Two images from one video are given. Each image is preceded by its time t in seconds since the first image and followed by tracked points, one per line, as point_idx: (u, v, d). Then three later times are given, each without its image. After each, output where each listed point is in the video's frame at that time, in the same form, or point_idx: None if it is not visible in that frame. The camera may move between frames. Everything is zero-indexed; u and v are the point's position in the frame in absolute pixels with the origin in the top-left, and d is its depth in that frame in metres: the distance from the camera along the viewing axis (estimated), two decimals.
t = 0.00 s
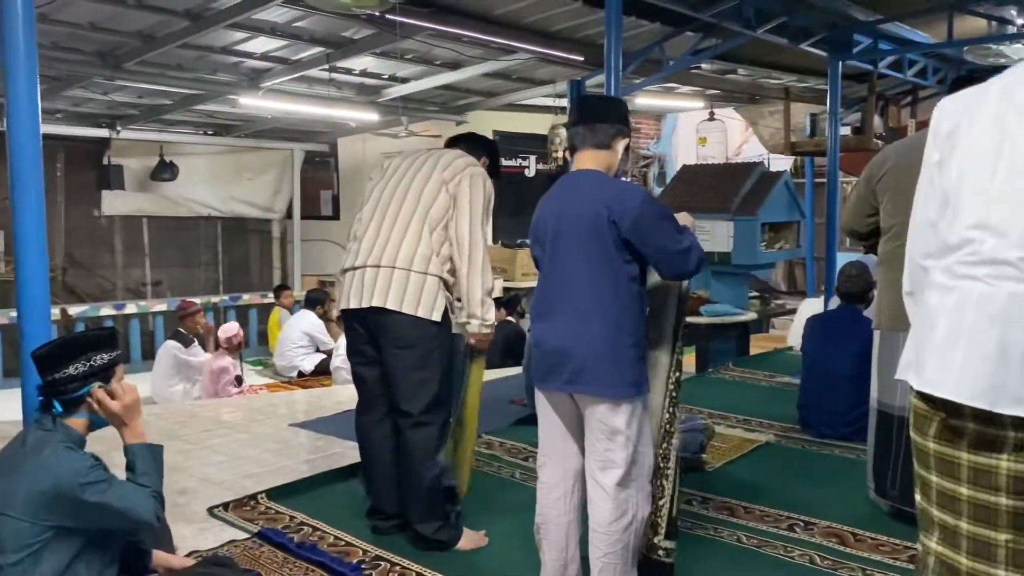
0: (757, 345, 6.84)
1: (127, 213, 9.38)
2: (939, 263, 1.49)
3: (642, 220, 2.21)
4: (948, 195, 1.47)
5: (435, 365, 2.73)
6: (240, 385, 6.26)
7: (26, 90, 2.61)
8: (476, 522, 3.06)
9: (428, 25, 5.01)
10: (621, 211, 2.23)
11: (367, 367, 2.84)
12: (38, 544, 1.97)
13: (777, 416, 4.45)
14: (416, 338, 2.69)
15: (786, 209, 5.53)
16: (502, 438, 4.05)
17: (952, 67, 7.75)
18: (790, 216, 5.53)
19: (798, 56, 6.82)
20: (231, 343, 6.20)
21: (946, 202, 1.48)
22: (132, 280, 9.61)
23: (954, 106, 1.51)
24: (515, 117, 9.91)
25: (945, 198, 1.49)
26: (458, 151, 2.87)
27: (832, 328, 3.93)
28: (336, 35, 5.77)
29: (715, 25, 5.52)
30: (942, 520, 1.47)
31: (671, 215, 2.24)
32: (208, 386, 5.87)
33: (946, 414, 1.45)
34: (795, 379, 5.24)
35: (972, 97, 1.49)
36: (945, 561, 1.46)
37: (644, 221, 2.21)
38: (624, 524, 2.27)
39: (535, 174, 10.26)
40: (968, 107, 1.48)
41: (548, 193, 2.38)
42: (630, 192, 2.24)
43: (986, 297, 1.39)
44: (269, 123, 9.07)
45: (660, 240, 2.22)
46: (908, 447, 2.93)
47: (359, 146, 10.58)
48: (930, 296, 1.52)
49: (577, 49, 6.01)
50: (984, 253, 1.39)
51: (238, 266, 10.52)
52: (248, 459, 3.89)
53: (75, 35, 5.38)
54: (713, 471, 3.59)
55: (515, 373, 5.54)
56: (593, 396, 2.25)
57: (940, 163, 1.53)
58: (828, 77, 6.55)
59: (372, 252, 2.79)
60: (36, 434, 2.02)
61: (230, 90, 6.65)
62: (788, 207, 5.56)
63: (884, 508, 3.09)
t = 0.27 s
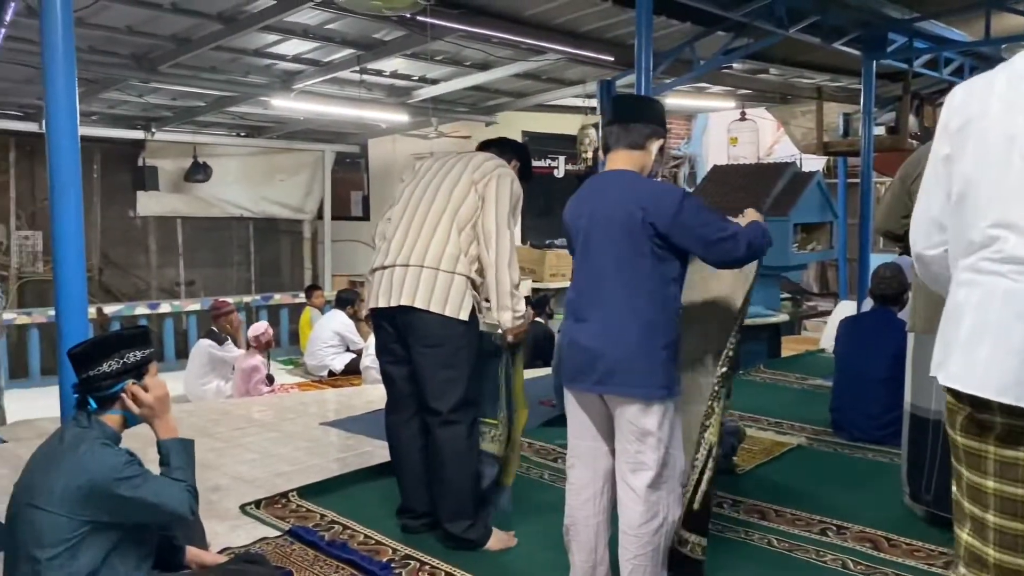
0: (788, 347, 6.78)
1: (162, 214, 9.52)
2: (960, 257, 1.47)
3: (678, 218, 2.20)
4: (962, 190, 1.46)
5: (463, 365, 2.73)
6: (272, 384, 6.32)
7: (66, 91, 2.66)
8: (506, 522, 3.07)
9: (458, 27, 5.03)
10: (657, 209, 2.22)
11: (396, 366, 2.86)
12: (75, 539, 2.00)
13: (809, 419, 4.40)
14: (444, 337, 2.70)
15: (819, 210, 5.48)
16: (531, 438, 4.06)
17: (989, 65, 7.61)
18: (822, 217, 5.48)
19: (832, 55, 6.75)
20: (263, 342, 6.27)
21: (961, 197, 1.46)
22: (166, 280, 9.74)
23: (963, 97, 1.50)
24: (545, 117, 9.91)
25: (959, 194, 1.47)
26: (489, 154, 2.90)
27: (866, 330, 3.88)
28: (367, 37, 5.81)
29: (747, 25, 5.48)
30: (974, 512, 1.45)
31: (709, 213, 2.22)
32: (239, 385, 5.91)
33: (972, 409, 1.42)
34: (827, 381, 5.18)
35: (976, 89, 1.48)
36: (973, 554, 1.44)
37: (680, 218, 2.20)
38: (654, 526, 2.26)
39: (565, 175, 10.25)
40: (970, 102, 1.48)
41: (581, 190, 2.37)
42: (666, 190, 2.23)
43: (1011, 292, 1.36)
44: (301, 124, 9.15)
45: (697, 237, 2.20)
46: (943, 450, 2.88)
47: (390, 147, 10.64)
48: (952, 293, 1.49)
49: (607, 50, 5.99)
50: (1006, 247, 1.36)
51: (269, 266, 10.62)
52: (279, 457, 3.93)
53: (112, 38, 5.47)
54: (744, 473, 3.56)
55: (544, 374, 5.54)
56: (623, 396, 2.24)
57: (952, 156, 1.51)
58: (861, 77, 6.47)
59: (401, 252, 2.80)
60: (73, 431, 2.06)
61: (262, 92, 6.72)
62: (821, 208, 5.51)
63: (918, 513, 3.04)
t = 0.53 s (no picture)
0: (818, 349, 6.71)
1: (193, 214, 9.63)
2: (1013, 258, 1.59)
3: (712, 222, 2.17)
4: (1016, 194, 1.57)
5: (490, 365, 2.74)
6: (301, 382, 6.37)
7: (102, 92, 2.70)
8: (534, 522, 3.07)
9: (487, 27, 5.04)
10: (694, 209, 2.20)
11: (425, 365, 2.87)
12: (110, 535, 2.03)
13: (841, 421, 4.35)
14: (470, 337, 2.70)
15: (850, 210, 5.43)
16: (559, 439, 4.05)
17: None
18: (854, 217, 5.43)
19: (864, 53, 6.67)
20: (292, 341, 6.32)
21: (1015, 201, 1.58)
22: (197, 279, 9.84)
23: (1007, 98, 1.60)
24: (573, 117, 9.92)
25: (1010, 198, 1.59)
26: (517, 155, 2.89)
27: (898, 331, 3.83)
28: (396, 38, 5.83)
29: (778, 24, 5.44)
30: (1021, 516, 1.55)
31: (746, 219, 2.18)
32: (268, 384, 5.97)
33: None
34: (858, 384, 5.12)
35: (1019, 91, 1.58)
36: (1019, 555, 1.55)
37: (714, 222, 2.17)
38: (684, 528, 2.25)
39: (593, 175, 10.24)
40: (1017, 101, 1.58)
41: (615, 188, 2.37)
42: (702, 191, 2.21)
43: None
44: (331, 125, 9.21)
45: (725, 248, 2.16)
46: (978, 454, 2.82)
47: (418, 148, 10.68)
48: (1005, 292, 1.61)
49: (636, 49, 5.97)
50: None
51: (298, 266, 10.71)
52: (309, 455, 3.96)
53: (145, 41, 5.55)
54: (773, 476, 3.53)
55: (572, 374, 5.52)
56: (653, 396, 2.23)
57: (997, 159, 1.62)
58: (894, 75, 6.39)
59: (429, 252, 2.81)
60: (107, 427, 2.10)
61: (292, 93, 6.78)
62: (852, 208, 5.45)
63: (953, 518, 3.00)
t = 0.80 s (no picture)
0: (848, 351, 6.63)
1: (222, 214, 9.73)
2: None
3: (736, 225, 2.17)
4: None
5: (513, 365, 2.74)
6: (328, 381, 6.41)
7: (135, 93, 2.74)
8: (560, 522, 3.07)
9: (513, 27, 5.05)
10: (725, 211, 2.19)
11: (451, 365, 2.87)
12: (141, 531, 2.05)
13: (872, 424, 4.30)
14: (492, 337, 2.71)
15: (881, 211, 5.36)
16: (585, 440, 4.05)
17: None
18: (884, 219, 5.36)
19: (895, 52, 6.60)
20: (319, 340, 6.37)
21: None
22: (226, 279, 9.94)
23: None
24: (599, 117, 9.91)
25: None
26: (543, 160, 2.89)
27: (930, 333, 3.77)
28: (423, 39, 5.85)
29: (807, 22, 5.39)
30: None
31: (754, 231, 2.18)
32: (296, 382, 6.05)
33: None
34: (889, 386, 5.06)
35: None
36: None
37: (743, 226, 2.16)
38: (712, 530, 2.23)
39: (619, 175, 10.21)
40: None
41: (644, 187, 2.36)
42: (732, 193, 2.21)
43: None
44: (358, 126, 9.27)
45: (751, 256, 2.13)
46: (1013, 459, 2.75)
47: (444, 148, 10.72)
48: None
49: (663, 49, 5.95)
50: None
51: (326, 266, 10.78)
52: (336, 454, 3.98)
53: (176, 43, 5.61)
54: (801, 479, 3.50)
55: (598, 375, 5.51)
56: (679, 395, 2.22)
57: None
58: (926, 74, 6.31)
59: (453, 252, 2.82)
60: (139, 424, 2.12)
61: (320, 94, 6.83)
62: (883, 209, 5.39)
63: (986, 523, 2.95)
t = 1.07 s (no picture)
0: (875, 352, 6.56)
1: (250, 214, 9.82)
2: None
3: (763, 226, 2.15)
4: None
5: (535, 365, 2.75)
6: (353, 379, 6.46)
7: (165, 93, 2.77)
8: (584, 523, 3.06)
9: (538, 27, 5.05)
10: (754, 211, 2.18)
11: (476, 365, 2.88)
12: (171, 527, 2.08)
13: (900, 426, 4.25)
14: (513, 335, 2.72)
15: (909, 211, 5.29)
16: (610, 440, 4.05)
17: None
18: (914, 219, 5.30)
19: (925, 50, 6.52)
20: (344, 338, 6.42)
21: None
22: (253, 278, 10.04)
23: None
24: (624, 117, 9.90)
25: None
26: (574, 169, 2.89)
27: (961, 336, 3.73)
28: (449, 40, 5.87)
29: (836, 21, 5.35)
30: None
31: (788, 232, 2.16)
32: (321, 380, 6.13)
33: None
34: (917, 388, 5.01)
35: None
36: None
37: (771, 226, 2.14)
38: (738, 533, 2.22)
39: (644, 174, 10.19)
40: None
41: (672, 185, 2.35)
42: (761, 195, 2.19)
43: None
44: (383, 126, 9.32)
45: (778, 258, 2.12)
46: None
47: (469, 148, 10.75)
48: None
49: (689, 49, 5.93)
50: None
51: (351, 266, 10.85)
52: (361, 452, 4.01)
53: (205, 44, 5.67)
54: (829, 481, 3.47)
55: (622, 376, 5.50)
56: (703, 395, 2.22)
57: None
58: (957, 72, 6.24)
59: (477, 252, 2.83)
60: (168, 421, 2.15)
61: (346, 95, 6.88)
62: (911, 209, 5.32)
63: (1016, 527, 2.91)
